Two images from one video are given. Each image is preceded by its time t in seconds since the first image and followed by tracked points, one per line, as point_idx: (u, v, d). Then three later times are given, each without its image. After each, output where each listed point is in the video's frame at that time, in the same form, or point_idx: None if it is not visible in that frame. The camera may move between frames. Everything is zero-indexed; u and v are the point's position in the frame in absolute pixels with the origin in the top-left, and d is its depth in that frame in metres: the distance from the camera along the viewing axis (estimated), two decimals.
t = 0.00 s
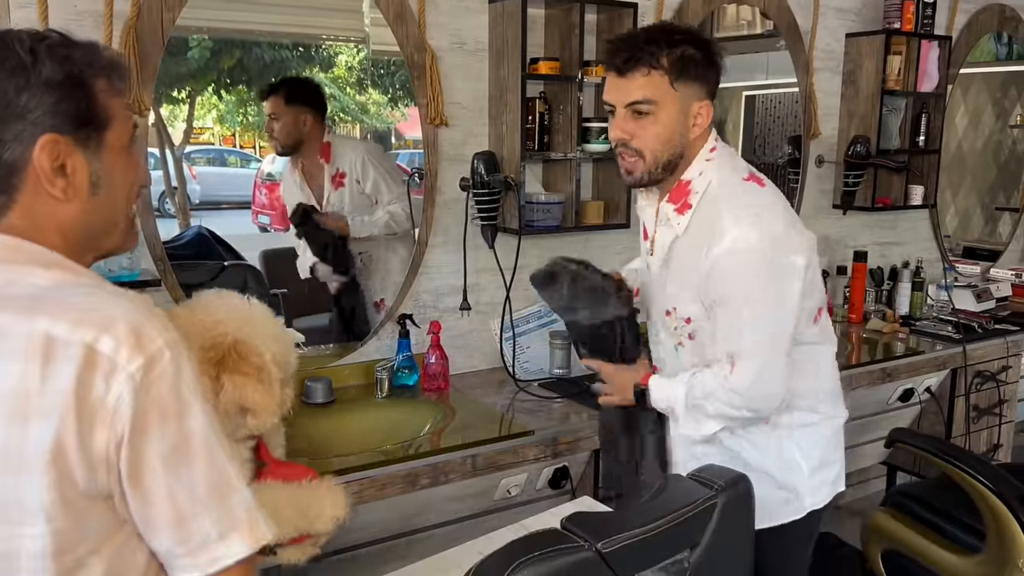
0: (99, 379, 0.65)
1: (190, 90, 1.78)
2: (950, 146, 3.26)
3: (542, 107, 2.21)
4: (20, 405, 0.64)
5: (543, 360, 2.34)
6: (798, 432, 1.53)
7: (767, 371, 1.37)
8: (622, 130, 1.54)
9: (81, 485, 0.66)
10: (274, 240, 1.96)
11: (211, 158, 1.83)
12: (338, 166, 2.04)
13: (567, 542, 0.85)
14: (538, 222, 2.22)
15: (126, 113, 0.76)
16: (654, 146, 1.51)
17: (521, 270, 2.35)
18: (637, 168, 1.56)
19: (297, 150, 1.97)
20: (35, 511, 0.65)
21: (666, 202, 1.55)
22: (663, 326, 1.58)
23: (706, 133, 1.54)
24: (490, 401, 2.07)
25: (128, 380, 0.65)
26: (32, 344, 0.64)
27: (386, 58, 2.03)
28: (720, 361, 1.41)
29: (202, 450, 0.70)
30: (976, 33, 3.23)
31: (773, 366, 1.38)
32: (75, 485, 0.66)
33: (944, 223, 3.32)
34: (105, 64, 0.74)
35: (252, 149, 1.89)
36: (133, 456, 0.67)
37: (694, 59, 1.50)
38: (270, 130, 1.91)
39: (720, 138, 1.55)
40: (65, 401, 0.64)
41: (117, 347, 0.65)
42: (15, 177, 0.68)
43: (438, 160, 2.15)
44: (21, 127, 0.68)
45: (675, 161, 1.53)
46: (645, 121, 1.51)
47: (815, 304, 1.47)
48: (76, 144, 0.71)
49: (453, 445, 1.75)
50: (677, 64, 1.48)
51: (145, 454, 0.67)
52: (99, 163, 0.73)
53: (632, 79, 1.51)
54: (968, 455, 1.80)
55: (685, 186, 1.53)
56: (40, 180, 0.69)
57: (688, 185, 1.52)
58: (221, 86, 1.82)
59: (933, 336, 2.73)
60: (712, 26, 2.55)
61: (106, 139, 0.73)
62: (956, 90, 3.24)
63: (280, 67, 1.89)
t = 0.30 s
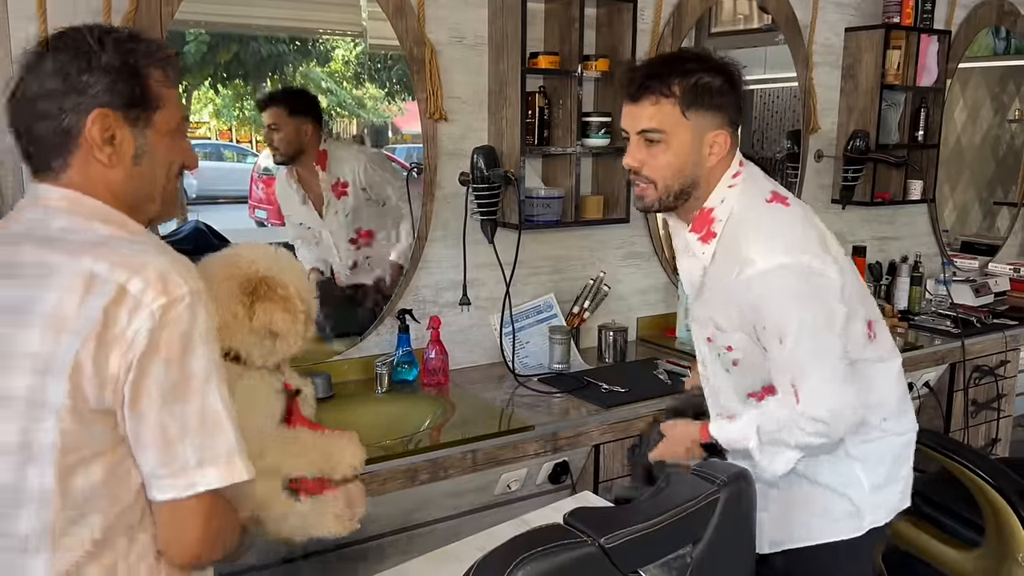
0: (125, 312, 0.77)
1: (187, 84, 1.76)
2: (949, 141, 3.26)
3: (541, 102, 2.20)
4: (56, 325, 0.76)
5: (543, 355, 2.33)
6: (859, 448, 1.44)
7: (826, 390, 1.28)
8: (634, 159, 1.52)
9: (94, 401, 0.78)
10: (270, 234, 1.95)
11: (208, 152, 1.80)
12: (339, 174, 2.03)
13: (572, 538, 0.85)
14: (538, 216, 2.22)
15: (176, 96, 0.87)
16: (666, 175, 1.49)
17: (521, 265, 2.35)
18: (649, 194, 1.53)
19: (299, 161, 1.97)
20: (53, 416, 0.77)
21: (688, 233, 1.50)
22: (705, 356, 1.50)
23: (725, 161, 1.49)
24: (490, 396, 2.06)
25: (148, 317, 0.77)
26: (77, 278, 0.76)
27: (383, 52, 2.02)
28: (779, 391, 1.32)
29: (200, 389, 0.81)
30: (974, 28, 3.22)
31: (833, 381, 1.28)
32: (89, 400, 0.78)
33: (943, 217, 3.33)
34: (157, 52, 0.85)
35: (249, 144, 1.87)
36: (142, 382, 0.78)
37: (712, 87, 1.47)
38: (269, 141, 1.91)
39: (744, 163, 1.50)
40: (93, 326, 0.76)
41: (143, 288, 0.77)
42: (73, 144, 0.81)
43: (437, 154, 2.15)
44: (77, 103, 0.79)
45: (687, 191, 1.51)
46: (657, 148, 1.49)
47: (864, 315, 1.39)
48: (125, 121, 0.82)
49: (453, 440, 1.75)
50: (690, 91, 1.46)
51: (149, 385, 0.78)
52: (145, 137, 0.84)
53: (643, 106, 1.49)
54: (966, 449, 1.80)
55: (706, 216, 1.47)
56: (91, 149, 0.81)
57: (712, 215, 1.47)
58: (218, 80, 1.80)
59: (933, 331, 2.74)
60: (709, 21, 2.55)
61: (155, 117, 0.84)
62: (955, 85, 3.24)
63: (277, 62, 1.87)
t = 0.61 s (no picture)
0: (159, 291, 0.89)
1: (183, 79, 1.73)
2: (947, 136, 3.27)
3: (541, 98, 2.21)
4: (102, 295, 0.91)
5: (543, 351, 2.33)
6: (869, 435, 1.50)
7: (823, 382, 1.34)
8: (643, 161, 1.58)
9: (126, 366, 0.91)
10: (270, 230, 1.87)
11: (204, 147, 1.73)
12: (358, 164, 2.04)
13: (575, 531, 0.85)
14: (539, 212, 2.22)
15: (258, 133, 1.02)
16: (672, 174, 1.54)
17: (521, 261, 2.35)
18: (660, 194, 1.59)
19: (319, 159, 1.98)
20: (94, 374, 0.91)
21: (693, 227, 1.52)
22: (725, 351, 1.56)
23: (730, 154, 1.52)
24: (490, 391, 2.07)
25: (178, 296, 0.89)
26: (123, 259, 0.91)
27: (381, 48, 2.02)
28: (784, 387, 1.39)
29: (221, 365, 0.92)
30: (974, 23, 3.22)
31: (823, 365, 1.33)
32: (123, 365, 0.91)
33: (941, 213, 3.33)
34: (254, 93, 1.01)
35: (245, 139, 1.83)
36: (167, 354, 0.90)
37: (710, 86, 1.49)
38: (288, 140, 1.90)
39: (751, 154, 1.52)
40: (131, 299, 0.90)
41: (175, 271, 0.90)
42: (157, 147, 0.96)
43: (437, 150, 2.15)
44: (172, 115, 0.95)
45: (694, 188, 1.55)
46: (660, 151, 1.54)
47: (866, 304, 1.43)
48: (204, 138, 0.97)
49: (454, 436, 1.76)
50: (686, 93, 1.49)
51: (177, 356, 0.91)
52: (217, 158, 0.99)
53: (642, 112, 1.54)
54: (966, 444, 1.80)
55: (710, 211, 1.50)
56: (169, 154, 0.96)
57: (715, 209, 1.49)
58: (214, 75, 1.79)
59: (932, 326, 2.74)
60: (708, 17, 2.55)
61: (233, 143, 0.99)
62: (954, 80, 3.24)
63: (274, 57, 1.86)
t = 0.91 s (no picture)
0: (193, 278, 0.92)
1: (182, 76, 1.75)
2: (946, 133, 3.27)
3: (541, 94, 2.21)
4: (142, 274, 0.93)
5: (542, 348, 2.33)
6: (860, 420, 1.51)
7: (790, 369, 1.38)
8: (650, 167, 1.58)
9: (150, 340, 0.94)
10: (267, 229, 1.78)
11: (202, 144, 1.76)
12: (376, 167, 2.04)
13: (573, 529, 0.85)
14: (538, 209, 2.22)
15: (319, 164, 1.08)
16: (680, 177, 1.55)
17: (520, 258, 2.35)
18: (669, 196, 1.60)
19: (342, 160, 1.95)
20: (120, 342, 0.94)
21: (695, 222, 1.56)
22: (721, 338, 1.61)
23: (735, 158, 1.53)
24: (489, 388, 2.07)
25: (206, 284, 0.92)
26: (167, 243, 0.94)
27: (380, 44, 2.02)
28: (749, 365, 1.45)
29: (234, 354, 0.94)
30: (972, 20, 3.22)
31: (802, 349, 1.38)
32: (149, 340, 0.94)
33: (939, 210, 3.33)
34: (319, 126, 1.07)
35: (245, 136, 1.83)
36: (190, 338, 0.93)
37: (715, 94, 1.49)
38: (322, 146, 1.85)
39: (754, 156, 1.53)
40: (166, 279, 0.92)
41: (210, 262, 0.93)
42: (219, 162, 1.03)
43: (436, 147, 2.14)
44: (239, 133, 1.02)
45: (702, 192, 1.57)
46: (668, 156, 1.54)
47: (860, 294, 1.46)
48: (264, 159, 1.03)
49: (454, 432, 1.74)
50: (693, 101, 1.49)
51: (193, 338, 0.93)
52: (272, 179, 1.05)
53: (649, 120, 1.54)
54: (964, 441, 1.80)
55: (714, 208, 1.53)
56: (229, 169, 1.03)
57: (716, 207, 1.52)
58: (213, 72, 1.79)
59: (930, 323, 2.75)
60: (707, 14, 2.54)
61: (290, 168, 1.05)
62: (953, 76, 3.24)
63: (273, 53, 1.86)
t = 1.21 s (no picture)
0: (231, 298, 0.93)
1: (181, 74, 1.76)
2: (944, 131, 3.27)
3: (540, 92, 2.20)
4: (180, 292, 0.94)
5: (540, 346, 2.34)
6: (854, 410, 1.52)
7: (788, 348, 1.40)
8: (660, 148, 1.59)
9: (185, 355, 0.94)
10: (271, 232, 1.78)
11: (202, 142, 1.79)
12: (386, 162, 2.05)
13: (570, 526, 0.85)
14: (536, 207, 2.22)
15: (355, 214, 1.07)
16: (689, 159, 1.55)
17: (519, 256, 2.35)
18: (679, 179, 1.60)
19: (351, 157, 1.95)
20: (154, 355, 0.94)
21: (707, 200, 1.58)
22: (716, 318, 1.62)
23: (744, 140, 1.54)
24: (488, 386, 2.07)
25: (242, 306, 0.94)
26: (206, 262, 0.95)
27: (379, 42, 2.02)
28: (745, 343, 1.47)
29: (262, 375, 0.95)
30: (971, 18, 3.22)
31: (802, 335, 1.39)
32: (185, 354, 0.94)
33: (938, 207, 3.33)
34: (363, 178, 1.05)
35: (244, 134, 1.85)
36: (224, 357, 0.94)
37: (725, 77, 1.49)
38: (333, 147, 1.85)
39: (763, 138, 1.55)
40: (203, 300, 0.93)
41: (248, 284, 0.94)
42: (259, 190, 1.03)
43: (435, 144, 2.14)
44: (284, 170, 1.01)
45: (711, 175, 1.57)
46: (677, 137, 1.55)
47: (862, 284, 1.47)
48: (302, 198, 1.03)
49: (453, 430, 1.73)
50: (702, 84, 1.49)
51: (220, 360, 0.94)
52: (305, 219, 1.04)
53: (660, 101, 1.54)
54: (963, 439, 1.80)
55: (725, 185, 1.54)
56: (265, 201, 1.03)
57: (729, 184, 1.54)
58: (212, 70, 1.80)
59: (928, 320, 2.75)
60: (706, 12, 2.54)
61: (325, 212, 1.04)
62: (952, 74, 3.24)
63: (271, 51, 1.87)
